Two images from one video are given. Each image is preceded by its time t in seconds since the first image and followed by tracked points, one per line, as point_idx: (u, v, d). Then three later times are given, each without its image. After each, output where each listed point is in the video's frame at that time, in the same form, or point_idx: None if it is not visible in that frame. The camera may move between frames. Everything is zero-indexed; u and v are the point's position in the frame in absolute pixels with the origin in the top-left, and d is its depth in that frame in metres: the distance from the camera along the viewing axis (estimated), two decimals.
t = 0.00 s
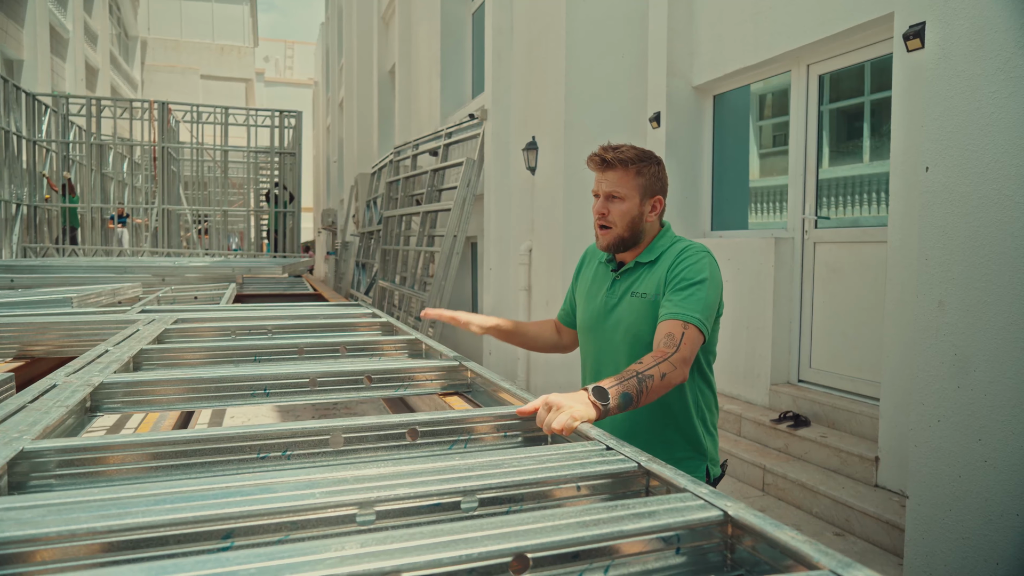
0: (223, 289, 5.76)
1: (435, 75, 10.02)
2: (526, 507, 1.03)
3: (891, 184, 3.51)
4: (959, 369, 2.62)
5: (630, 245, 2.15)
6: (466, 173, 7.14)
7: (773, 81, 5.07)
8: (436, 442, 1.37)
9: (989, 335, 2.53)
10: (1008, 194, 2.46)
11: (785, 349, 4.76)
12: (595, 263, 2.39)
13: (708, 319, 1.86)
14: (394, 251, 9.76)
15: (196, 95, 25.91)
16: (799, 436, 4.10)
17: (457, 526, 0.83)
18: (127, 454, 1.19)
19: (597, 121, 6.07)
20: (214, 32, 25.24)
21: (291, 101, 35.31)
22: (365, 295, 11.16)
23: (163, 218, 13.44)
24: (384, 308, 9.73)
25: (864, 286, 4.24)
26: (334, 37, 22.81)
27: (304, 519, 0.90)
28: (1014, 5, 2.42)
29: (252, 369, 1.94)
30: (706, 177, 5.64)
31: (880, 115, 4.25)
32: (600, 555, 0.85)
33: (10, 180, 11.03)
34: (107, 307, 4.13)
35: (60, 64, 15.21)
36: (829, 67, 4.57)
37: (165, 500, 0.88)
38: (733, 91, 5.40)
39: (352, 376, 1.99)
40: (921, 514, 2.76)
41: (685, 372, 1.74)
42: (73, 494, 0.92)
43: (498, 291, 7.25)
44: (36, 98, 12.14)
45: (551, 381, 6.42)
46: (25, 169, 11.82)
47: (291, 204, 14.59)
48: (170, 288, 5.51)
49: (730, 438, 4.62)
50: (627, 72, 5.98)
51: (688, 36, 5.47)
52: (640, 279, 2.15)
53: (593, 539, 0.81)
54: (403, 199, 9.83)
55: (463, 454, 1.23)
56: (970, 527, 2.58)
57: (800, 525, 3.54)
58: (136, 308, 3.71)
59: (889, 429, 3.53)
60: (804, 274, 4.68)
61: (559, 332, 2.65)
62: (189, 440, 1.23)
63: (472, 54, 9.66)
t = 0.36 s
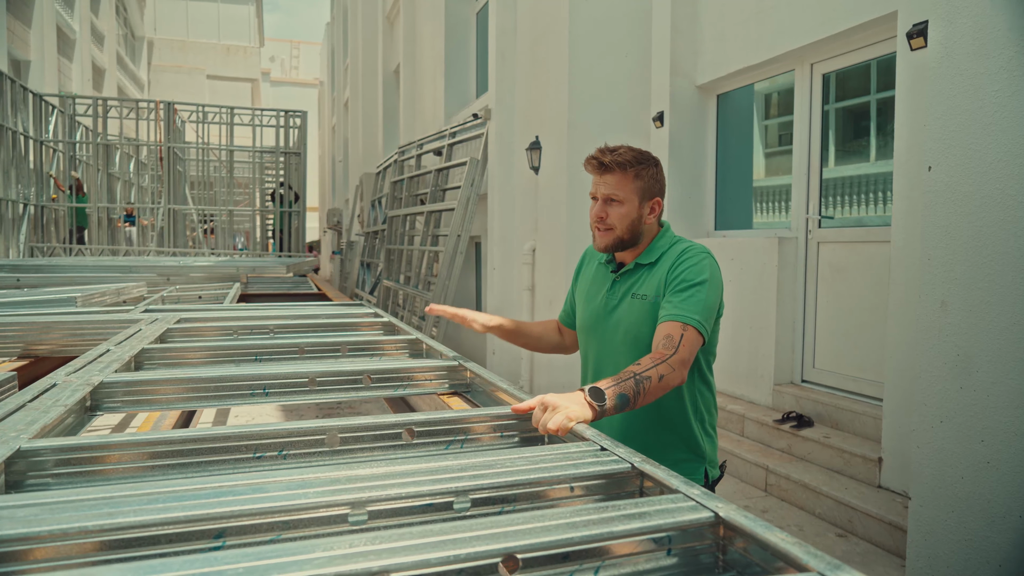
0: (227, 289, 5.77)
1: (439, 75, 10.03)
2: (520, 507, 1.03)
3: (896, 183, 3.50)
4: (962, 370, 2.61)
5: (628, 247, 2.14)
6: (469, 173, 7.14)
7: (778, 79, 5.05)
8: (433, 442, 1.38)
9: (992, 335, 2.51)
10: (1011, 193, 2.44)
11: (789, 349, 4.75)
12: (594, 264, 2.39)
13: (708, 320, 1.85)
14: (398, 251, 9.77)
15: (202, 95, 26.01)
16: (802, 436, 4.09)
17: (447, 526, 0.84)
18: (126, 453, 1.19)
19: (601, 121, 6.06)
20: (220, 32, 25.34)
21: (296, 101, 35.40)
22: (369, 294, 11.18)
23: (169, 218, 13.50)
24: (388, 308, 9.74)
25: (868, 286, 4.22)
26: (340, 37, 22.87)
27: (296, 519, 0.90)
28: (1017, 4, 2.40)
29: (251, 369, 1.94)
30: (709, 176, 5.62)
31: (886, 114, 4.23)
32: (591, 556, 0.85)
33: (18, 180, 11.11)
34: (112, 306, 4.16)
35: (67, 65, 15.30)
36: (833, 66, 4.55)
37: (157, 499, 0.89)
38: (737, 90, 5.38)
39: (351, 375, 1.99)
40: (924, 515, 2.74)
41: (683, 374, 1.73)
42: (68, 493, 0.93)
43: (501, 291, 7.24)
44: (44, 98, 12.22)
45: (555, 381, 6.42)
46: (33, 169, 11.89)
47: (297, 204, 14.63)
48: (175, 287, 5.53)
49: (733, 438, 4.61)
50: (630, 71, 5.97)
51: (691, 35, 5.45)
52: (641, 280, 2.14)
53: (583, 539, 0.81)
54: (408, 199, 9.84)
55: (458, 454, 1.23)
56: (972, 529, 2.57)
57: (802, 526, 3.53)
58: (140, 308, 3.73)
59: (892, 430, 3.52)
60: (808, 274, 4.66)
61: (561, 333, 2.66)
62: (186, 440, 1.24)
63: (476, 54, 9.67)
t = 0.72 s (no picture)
0: (237, 288, 5.82)
1: (448, 75, 10.04)
2: (517, 508, 1.03)
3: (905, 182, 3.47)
4: (971, 371, 2.59)
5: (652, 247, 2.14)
6: (478, 173, 7.15)
7: (789, 78, 5.01)
8: (434, 442, 1.38)
9: (1001, 336, 2.49)
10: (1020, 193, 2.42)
11: (798, 349, 4.72)
12: (591, 266, 2.39)
13: (710, 321, 1.84)
14: (407, 250, 9.80)
15: (213, 95, 26.20)
16: (810, 437, 4.07)
17: (443, 526, 0.84)
18: (132, 452, 1.21)
19: (609, 120, 6.05)
20: (231, 33, 25.51)
21: (307, 101, 35.53)
22: (379, 294, 11.22)
23: (180, 218, 13.61)
24: (397, 307, 9.77)
25: (877, 286, 4.19)
26: (349, 37, 22.94)
27: (294, 518, 0.91)
28: None
29: (256, 368, 1.95)
30: (718, 175, 5.60)
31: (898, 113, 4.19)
32: (587, 556, 0.85)
33: (31, 181, 11.24)
34: (123, 306, 4.20)
35: (81, 66, 15.46)
36: (843, 64, 4.51)
37: (157, 497, 0.89)
38: (746, 89, 5.36)
39: (355, 375, 1.99)
40: (932, 517, 2.72)
41: (685, 375, 1.73)
42: (71, 491, 0.94)
43: (509, 291, 7.24)
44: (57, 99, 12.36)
45: (562, 381, 6.42)
46: (46, 170, 12.02)
47: (306, 204, 14.69)
48: (185, 287, 5.58)
49: (741, 438, 4.59)
50: (638, 70, 5.96)
51: (699, 34, 5.43)
52: (642, 282, 2.14)
53: (578, 540, 0.81)
54: (416, 199, 9.86)
55: (458, 454, 1.23)
56: (981, 531, 2.55)
57: (810, 527, 3.51)
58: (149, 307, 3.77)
59: (900, 431, 3.49)
60: (817, 273, 4.63)
61: (555, 337, 2.67)
62: (188, 438, 1.25)
63: (485, 54, 9.67)
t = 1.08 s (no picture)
0: (248, 287, 5.86)
1: (458, 75, 10.06)
2: (517, 506, 1.04)
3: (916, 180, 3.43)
4: (983, 371, 2.56)
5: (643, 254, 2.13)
6: (488, 172, 7.14)
7: (803, 76, 4.97)
8: (437, 441, 1.39)
9: (1014, 336, 2.46)
10: None
11: (809, 349, 4.69)
12: (582, 267, 2.38)
13: (711, 322, 1.84)
14: (418, 250, 9.83)
15: (227, 96, 26.41)
16: (821, 438, 4.04)
17: (439, 523, 0.84)
18: (141, 448, 1.23)
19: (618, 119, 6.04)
20: (244, 34, 25.73)
21: (319, 101, 35.69)
22: (390, 293, 11.28)
23: (193, 218, 13.75)
24: (408, 307, 9.80)
25: (889, 286, 4.15)
26: (361, 38, 23.02)
27: (293, 515, 0.91)
28: None
29: (264, 366, 1.96)
30: (729, 174, 5.57)
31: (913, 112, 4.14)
32: (583, 555, 0.85)
33: (48, 181, 11.41)
34: (135, 304, 4.25)
35: (96, 67, 15.66)
36: (854, 62, 4.47)
37: (160, 493, 0.91)
38: (757, 87, 5.33)
39: (361, 373, 2.00)
40: (943, 519, 2.70)
41: (690, 378, 1.73)
42: (78, 486, 0.95)
43: (519, 291, 7.24)
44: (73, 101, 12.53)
45: (572, 381, 6.41)
46: (63, 170, 12.17)
47: (319, 204, 14.77)
48: (197, 286, 5.63)
49: (751, 439, 4.57)
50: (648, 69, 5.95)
51: (710, 32, 5.41)
52: (639, 284, 2.13)
53: (573, 539, 0.81)
54: (427, 198, 9.89)
55: (460, 452, 1.24)
56: (992, 533, 2.52)
57: (820, 528, 3.49)
58: (161, 306, 3.81)
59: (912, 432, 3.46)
60: (828, 273, 4.60)
61: (556, 337, 2.66)
62: (193, 436, 1.26)
63: (495, 54, 9.69)
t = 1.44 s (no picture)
0: (261, 286, 5.91)
1: (470, 75, 10.08)
2: (519, 504, 1.04)
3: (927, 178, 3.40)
4: (998, 371, 2.54)
5: (646, 249, 2.12)
6: (500, 172, 7.11)
7: (817, 73, 4.90)
8: (443, 438, 1.40)
9: None
10: None
11: (821, 349, 4.65)
12: (593, 264, 2.38)
13: (718, 321, 1.83)
14: (430, 249, 9.86)
15: (241, 97, 26.63)
16: (833, 439, 4.01)
17: (441, 520, 0.85)
18: (153, 444, 1.25)
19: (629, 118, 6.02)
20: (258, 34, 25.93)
21: (332, 101, 35.87)
22: (403, 293, 11.31)
23: (208, 217, 13.88)
24: (420, 306, 9.83)
25: (903, 286, 4.10)
26: (374, 38, 23.11)
27: (297, 511, 0.92)
28: None
29: (272, 364, 1.97)
30: (741, 173, 5.53)
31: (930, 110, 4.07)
32: (584, 553, 0.85)
33: (65, 182, 11.58)
34: (150, 303, 4.31)
35: (112, 69, 15.85)
36: (868, 60, 4.43)
37: (165, 489, 0.92)
38: (769, 85, 5.29)
39: (370, 372, 2.00)
40: (955, 521, 2.66)
41: (696, 375, 1.72)
42: (87, 481, 0.97)
43: (530, 290, 7.23)
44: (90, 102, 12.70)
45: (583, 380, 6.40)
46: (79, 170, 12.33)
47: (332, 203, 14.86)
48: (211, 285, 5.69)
49: (763, 439, 4.54)
50: (660, 68, 5.92)
51: (722, 31, 5.38)
52: (647, 281, 2.13)
53: (573, 536, 0.81)
54: (439, 198, 9.91)
55: (465, 450, 1.24)
56: (1008, 536, 2.50)
57: (831, 529, 3.46)
58: (174, 304, 3.86)
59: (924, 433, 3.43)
60: (841, 272, 4.55)
61: (565, 335, 2.67)
62: (202, 432, 1.27)
63: (507, 54, 9.70)
